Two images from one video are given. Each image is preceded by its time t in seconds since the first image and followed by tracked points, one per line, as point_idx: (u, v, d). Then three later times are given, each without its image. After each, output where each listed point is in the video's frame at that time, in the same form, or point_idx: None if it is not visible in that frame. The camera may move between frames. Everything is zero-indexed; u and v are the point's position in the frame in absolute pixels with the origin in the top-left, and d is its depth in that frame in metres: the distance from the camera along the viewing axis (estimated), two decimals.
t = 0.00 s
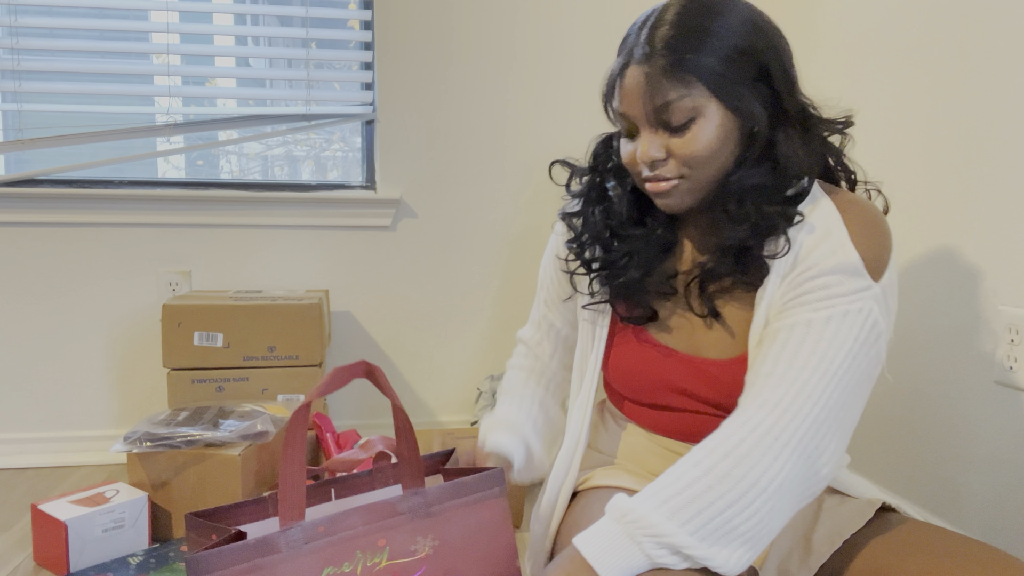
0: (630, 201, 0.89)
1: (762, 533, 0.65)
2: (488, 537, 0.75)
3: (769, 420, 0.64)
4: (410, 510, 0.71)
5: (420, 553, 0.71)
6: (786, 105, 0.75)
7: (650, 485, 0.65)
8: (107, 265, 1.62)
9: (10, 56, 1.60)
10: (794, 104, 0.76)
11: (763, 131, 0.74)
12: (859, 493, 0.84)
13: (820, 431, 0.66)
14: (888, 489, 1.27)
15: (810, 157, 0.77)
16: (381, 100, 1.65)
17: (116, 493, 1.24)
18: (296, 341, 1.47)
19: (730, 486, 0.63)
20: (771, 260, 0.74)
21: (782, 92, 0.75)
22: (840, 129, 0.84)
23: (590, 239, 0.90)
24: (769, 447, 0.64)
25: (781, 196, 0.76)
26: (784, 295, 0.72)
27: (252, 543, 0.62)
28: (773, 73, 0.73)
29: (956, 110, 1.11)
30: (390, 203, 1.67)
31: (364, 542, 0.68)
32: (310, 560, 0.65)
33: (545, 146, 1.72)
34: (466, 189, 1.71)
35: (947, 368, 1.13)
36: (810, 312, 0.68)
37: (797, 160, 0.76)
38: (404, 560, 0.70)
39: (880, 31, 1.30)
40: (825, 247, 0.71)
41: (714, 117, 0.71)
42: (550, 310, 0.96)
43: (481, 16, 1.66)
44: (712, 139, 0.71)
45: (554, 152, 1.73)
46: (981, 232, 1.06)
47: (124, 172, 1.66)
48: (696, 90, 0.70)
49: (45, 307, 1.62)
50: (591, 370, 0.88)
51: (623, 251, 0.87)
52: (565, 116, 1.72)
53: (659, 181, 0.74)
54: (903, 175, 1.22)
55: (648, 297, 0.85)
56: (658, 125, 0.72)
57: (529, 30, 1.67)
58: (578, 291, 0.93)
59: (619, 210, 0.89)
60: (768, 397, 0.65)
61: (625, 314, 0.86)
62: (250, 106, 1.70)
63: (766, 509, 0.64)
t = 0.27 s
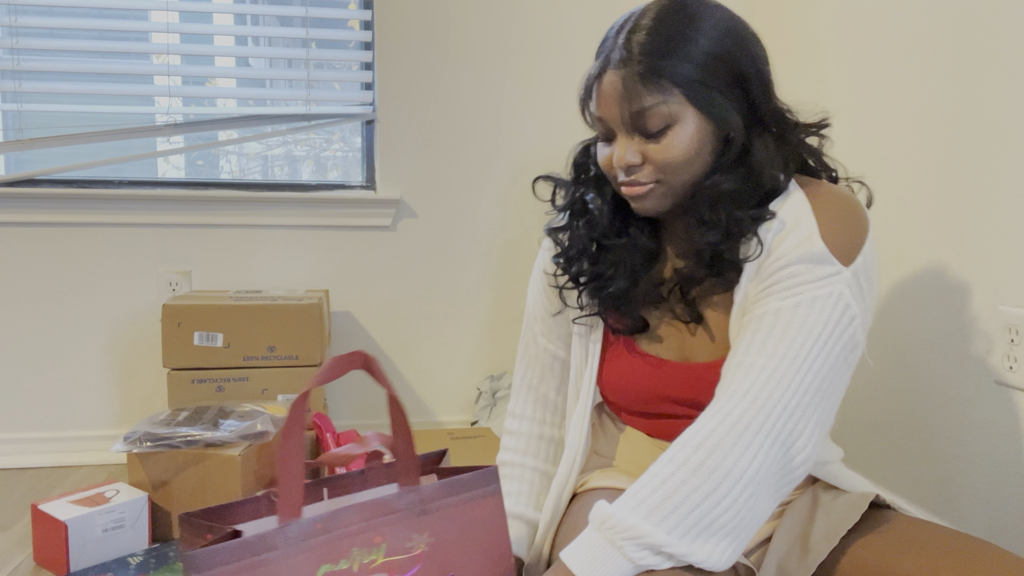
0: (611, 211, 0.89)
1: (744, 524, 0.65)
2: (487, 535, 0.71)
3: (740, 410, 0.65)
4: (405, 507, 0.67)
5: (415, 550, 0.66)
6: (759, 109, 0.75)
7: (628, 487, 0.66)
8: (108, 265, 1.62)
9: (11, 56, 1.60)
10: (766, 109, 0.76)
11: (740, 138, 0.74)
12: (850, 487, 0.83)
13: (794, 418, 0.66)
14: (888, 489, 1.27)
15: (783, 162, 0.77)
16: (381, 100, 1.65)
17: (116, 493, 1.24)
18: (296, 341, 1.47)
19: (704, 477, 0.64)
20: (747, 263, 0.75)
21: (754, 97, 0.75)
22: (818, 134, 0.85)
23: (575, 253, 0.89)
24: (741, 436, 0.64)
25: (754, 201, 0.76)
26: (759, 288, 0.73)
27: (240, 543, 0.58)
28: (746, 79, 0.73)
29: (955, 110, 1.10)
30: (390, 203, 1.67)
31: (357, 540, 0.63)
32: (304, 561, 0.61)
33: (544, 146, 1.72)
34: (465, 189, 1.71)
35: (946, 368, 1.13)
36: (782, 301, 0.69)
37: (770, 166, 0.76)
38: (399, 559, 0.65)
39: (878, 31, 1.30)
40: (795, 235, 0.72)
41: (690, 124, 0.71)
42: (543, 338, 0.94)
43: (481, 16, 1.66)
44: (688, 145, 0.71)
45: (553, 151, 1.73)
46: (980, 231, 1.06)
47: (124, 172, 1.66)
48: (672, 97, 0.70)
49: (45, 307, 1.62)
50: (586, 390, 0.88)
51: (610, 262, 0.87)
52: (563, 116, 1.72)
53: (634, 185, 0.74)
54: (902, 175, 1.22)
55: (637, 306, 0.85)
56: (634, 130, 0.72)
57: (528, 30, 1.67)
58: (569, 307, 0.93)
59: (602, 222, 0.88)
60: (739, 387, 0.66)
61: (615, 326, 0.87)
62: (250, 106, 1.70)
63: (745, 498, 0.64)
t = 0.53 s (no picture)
0: (601, 219, 0.88)
1: (731, 533, 0.65)
2: (456, 546, 0.72)
3: (730, 418, 0.65)
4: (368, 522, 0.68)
5: (381, 564, 0.68)
6: (747, 111, 0.75)
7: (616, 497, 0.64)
8: (108, 265, 1.62)
9: (11, 56, 1.60)
10: (755, 109, 0.75)
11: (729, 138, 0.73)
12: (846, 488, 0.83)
13: (781, 426, 0.66)
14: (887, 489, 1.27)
15: (772, 163, 0.77)
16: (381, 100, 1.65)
17: (115, 494, 1.24)
18: (295, 341, 1.47)
19: (694, 487, 0.63)
20: (735, 267, 0.75)
21: (743, 98, 0.74)
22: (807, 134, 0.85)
23: (565, 261, 0.89)
24: (731, 444, 0.64)
25: (742, 203, 0.75)
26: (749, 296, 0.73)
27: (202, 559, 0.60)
28: (733, 79, 0.73)
29: (954, 110, 1.10)
30: (390, 203, 1.66)
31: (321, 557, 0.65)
32: None
33: (544, 146, 1.72)
34: (465, 189, 1.71)
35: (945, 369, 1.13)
36: (772, 308, 0.69)
37: (761, 167, 0.75)
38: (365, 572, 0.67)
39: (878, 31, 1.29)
40: (784, 242, 0.72)
41: (677, 124, 0.71)
42: (537, 348, 0.93)
43: (480, 16, 1.65)
44: (676, 147, 0.71)
45: (553, 152, 1.73)
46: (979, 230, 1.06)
47: (124, 172, 1.66)
48: (659, 98, 0.69)
49: (45, 307, 1.62)
50: (582, 399, 0.87)
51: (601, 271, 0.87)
52: (563, 116, 1.72)
53: (623, 187, 0.74)
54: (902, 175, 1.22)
55: (629, 313, 0.85)
56: (622, 131, 0.72)
57: (528, 30, 1.67)
58: (561, 316, 0.92)
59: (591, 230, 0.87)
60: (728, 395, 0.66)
61: (610, 334, 0.88)
62: (250, 106, 1.70)
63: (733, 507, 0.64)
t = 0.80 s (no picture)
0: (601, 221, 0.88)
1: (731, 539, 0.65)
2: (439, 547, 0.72)
3: (730, 423, 0.65)
4: (350, 528, 0.67)
5: (365, 568, 0.67)
6: (749, 113, 0.75)
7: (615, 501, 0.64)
8: (108, 264, 1.62)
9: (10, 56, 1.60)
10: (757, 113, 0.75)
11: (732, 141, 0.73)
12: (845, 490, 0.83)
13: (782, 432, 0.66)
14: (887, 489, 1.27)
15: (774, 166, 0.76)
16: (381, 99, 1.65)
17: (116, 493, 1.24)
18: (296, 341, 1.47)
19: (693, 491, 0.63)
20: (737, 272, 0.75)
21: (745, 101, 0.74)
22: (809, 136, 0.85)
23: (565, 265, 0.88)
24: (731, 450, 0.64)
25: (743, 207, 0.75)
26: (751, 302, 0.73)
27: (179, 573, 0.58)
28: (735, 81, 0.73)
29: (955, 110, 1.10)
30: (390, 203, 1.67)
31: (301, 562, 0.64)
32: None
33: (545, 146, 1.73)
34: (465, 189, 1.71)
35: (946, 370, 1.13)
36: (774, 314, 0.69)
37: (763, 170, 0.75)
38: None
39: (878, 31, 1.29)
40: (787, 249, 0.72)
41: (678, 127, 0.71)
42: (536, 347, 0.93)
43: (481, 16, 1.65)
44: (678, 150, 0.71)
45: (553, 152, 1.73)
46: (980, 230, 1.06)
47: (124, 172, 1.66)
48: (660, 100, 0.69)
49: (45, 306, 1.62)
50: (582, 402, 0.88)
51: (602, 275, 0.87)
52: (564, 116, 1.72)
53: (624, 191, 0.74)
54: (902, 176, 1.22)
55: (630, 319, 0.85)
56: (623, 134, 0.72)
57: (528, 31, 1.67)
58: (562, 319, 0.92)
59: (592, 234, 0.87)
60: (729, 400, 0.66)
61: (611, 338, 0.87)
62: (250, 106, 1.70)
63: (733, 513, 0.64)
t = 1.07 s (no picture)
0: (600, 224, 0.89)
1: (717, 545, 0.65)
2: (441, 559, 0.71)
3: (720, 427, 0.65)
4: (353, 537, 0.67)
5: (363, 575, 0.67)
6: (750, 118, 0.74)
7: (604, 506, 0.64)
8: (108, 264, 1.62)
9: (10, 56, 1.60)
10: (758, 117, 0.75)
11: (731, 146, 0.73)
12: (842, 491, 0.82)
13: (772, 436, 0.66)
14: (887, 489, 1.27)
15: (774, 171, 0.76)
16: (381, 99, 1.65)
17: (116, 494, 1.24)
18: (296, 341, 1.47)
19: (682, 496, 0.63)
20: (732, 277, 0.76)
21: (746, 106, 0.74)
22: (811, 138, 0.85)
23: (565, 267, 0.89)
24: (720, 454, 0.64)
25: (742, 213, 0.76)
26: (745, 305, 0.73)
27: (181, 575, 0.58)
28: (736, 86, 0.72)
29: (955, 110, 1.11)
30: (390, 203, 1.67)
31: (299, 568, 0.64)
32: None
33: (544, 146, 1.73)
34: (465, 189, 1.71)
35: (947, 371, 1.13)
36: (768, 317, 0.69)
37: (763, 175, 0.75)
38: None
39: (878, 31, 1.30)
40: (780, 253, 0.72)
41: (677, 132, 0.70)
42: (536, 346, 0.93)
43: (481, 16, 1.66)
44: (676, 154, 0.71)
45: (554, 152, 1.73)
46: (980, 230, 1.06)
47: (124, 172, 1.66)
48: (659, 104, 0.69)
49: (45, 306, 1.62)
50: (583, 403, 0.88)
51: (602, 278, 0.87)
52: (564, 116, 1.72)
53: (621, 194, 0.74)
54: (901, 176, 1.22)
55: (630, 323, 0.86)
56: (621, 138, 0.72)
57: (529, 31, 1.68)
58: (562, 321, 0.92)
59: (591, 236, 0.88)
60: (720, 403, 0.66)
61: (610, 340, 0.87)
62: (250, 106, 1.70)
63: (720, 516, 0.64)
